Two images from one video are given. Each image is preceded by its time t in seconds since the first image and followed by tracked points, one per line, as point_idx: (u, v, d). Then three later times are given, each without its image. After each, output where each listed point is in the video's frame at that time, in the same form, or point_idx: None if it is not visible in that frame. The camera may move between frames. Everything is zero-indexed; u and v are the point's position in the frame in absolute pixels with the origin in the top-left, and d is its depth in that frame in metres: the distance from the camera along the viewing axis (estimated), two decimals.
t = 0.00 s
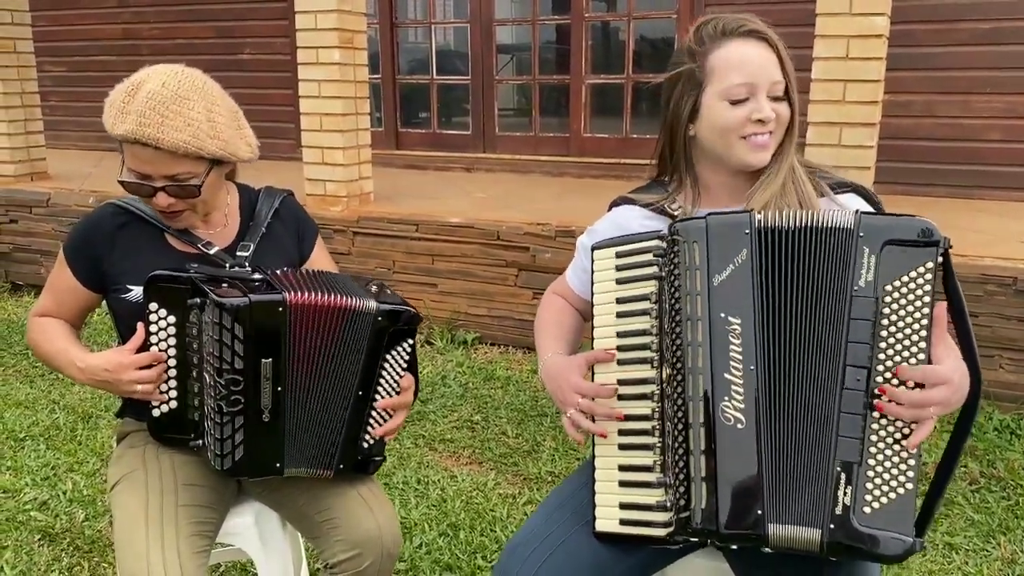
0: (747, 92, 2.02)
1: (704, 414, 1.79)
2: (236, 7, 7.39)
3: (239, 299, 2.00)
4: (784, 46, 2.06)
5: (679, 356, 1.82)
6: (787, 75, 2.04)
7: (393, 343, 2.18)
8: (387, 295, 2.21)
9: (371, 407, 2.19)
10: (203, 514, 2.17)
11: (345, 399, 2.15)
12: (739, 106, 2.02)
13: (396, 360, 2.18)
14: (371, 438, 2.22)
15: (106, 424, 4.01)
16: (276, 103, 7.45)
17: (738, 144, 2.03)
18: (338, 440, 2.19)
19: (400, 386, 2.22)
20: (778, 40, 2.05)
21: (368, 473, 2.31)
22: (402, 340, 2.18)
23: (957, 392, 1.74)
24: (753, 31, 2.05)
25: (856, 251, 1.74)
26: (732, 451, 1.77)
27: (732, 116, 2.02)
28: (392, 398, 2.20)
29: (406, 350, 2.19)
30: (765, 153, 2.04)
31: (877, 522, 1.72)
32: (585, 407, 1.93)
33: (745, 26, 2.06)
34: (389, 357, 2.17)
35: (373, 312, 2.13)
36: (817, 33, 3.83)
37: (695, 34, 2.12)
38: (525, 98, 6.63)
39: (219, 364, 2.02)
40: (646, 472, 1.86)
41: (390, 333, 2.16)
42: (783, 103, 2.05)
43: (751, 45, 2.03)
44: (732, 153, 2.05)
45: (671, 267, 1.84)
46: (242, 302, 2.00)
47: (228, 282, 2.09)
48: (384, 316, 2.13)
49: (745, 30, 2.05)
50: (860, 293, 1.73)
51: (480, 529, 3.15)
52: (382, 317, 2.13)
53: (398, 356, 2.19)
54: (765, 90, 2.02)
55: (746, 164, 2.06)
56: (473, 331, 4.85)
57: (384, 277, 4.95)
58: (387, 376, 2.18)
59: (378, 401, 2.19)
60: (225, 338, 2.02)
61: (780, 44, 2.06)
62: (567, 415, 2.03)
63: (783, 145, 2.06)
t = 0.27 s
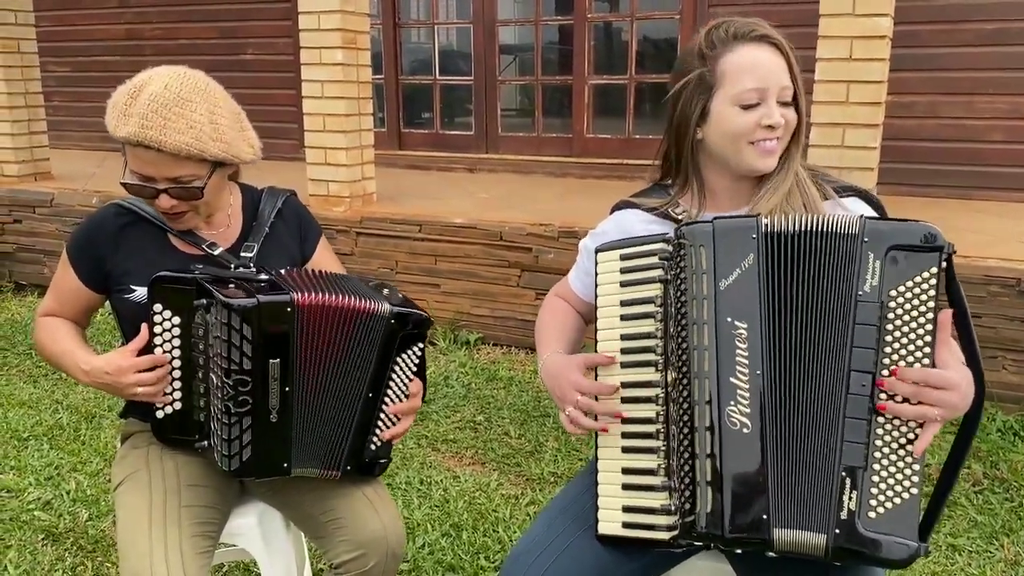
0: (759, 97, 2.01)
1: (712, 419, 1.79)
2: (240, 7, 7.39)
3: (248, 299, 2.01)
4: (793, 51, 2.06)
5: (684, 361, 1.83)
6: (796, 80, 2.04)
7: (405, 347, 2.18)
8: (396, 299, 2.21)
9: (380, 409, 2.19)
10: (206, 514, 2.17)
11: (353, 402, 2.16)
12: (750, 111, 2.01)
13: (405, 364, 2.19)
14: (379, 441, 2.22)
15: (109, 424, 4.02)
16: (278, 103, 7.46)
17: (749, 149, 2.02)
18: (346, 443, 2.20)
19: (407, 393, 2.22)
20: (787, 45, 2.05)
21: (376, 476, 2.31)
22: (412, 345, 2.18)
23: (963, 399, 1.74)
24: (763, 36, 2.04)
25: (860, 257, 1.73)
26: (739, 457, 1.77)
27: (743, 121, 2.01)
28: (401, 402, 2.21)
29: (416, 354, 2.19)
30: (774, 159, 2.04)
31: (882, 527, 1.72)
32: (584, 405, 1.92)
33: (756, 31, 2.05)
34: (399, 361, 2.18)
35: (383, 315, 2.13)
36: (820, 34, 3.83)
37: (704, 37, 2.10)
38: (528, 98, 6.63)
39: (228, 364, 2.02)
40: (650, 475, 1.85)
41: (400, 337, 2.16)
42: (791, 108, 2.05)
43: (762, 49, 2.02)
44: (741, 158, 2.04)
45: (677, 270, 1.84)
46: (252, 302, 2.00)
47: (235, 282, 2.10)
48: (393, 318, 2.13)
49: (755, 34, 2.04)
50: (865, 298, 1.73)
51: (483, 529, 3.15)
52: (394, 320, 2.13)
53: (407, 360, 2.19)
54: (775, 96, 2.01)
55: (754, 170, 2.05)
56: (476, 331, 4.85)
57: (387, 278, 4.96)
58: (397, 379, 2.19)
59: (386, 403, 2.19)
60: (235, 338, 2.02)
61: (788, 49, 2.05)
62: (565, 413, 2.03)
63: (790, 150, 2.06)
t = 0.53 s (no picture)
0: (767, 101, 2.01)
1: (715, 418, 1.78)
2: (244, 7, 7.40)
3: (253, 296, 2.01)
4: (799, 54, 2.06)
5: (686, 360, 1.82)
6: (802, 83, 2.05)
7: (412, 347, 2.18)
8: (406, 300, 2.22)
9: (388, 409, 2.19)
10: (211, 513, 2.18)
11: (361, 401, 2.16)
12: (758, 115, 2.01)
13: (413, 365, 2.19)
14: (385, 441, 2.22)
15: (113, 423, 4.03)
16: (282, 103, 7.47)
17: (756, 154, 2.03)
18: (352, 443, 2.20)
19: (413, 401, 2.22)
20: (794, 47, 2.05)
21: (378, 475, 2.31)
22: (421, 345, 2.19)
23: (975, 405, 1.74)
24: (770, 39, 2.03)
25: (877, 257, 1.73)
26: (742, 455, 1.77)
27: (751, 126, 2.01)
28: (408, 403, 2.21)
29: (423, 355, 2.20)
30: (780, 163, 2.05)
31: (888, 528, 1.72)
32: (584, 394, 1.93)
33: (764, 33, 2.04)
34: (407, 362, 2.18)
35: (392, 315, 2.13)
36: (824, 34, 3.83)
37: (712, 39, 2.08)
38: (531, 98, 6.64)
39: (233, 361, 2.02)
40: (653, 474, 1.86)
41: (408, 338, 2.16)
42: (797, 111, 2.05)
43: (770, 52, 2.02)
44: (748, 161, 2.05)
45: (679, 269, 1.84)
46: (257, 299, 2.00)
47: (241, 280, 2.10)
48: (403, 319, 2.13)
49: (762, 37, 2.03)
50: (881, 299, 1.73)
51: (487, 529, 3.15)
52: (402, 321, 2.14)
53: (415, 361, 2.19)
54: (783, 99, 2.02)
55: (759, 173, 2.06)
56: (479, 331, 4.86)
57: (391, 278, 4.97)
58: (404, 381, 2.19)
59: (393, 405, 2.19)
60: (240, 334, 2.02)
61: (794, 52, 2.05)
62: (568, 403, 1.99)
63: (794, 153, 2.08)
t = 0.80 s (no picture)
0: (777, 101, 2.01)
1: (718, 417, 1.78)
2: (248, 8, 7.42)
3: (260, 296, 2.01)
4: (809, 55, 2.07)
5: (689, 360, 1.82)
6: (811, 84, 2.05)
7: (417, 347, 2.19)
8: (411, 300, 2.22)
9: (392, 409, 2.19)
10: (217, 512, 2.19)
11: (365, 402, 2.16)
12: (768, 115, 2.01)
13: (418, 364, 2.20)
14: (390, 439, 2.23)
15: (117, 423, 4.04)
16: (285, 104, 7.48)
17: (765, 153, 2.03)
18: (356, 444, 2.21)
19: (419, 396, 2.23)
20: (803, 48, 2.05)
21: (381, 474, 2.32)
22: (426, 345, 2.20)
23: (982, 405, 1.74)
24: (780, 39, 2.04)
25: (886, 257, 1.74)
26: (744, 455, 1.77)
27: (761, 125, 2.01)
28: (413, 403, 2.22)
29: (428, 355, 2.21)
30: (788, 162, 2.05)
31: (892, 530, 1.72)
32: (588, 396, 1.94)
33: (773, 33, 2.04)
34: (412, 362, 2.19)
35: (398, 315, 2.14)
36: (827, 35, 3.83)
37: (721, 38, 2.09)
38: (534, 99, 6.64)
39: (240, 360, 2.03)
40: (655, 474, 1.86)
41: (411, 338, 2.17)
42: (805, 111, 2.06)
43: (780, 52, 2.02)
44: (757, 161, 2.05)
45: (681, 270, 1.85)
46: (263, 299, 2.01)
47: (247, 280, 2.10)
48: (408, 319, 2.14)
49: (773, 37, 2.04)
50: (888, 300, 1.73)
51: (490, 529, 3.16)
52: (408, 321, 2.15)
53: (420, 360, 2.20)
54: (793, 99, 2.02)
55: (768, 172, 2.06)
56: (482, 332, 4.86)
57: (394, 278, 4.97)
58: (408, 381, 2.19)
59: (399, 405, 2.19)
60: (246, 334, 2.02)
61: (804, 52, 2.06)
62: (567, 400, 2.05)
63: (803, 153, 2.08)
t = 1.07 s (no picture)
0: (782, 104, 2.00)
1: (721, 413, 1.78)
2: (251, 9, 7.43)
3: (261, 298, 2.02)
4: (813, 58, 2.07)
5: (693, 357, 1.83)
6: (815, 87, 2.05)
7: (423, 348, 2.20)
8: (415, 301, 2.23)
9: (396, 410, 2.20)
10: (221, 512, 2.20)
11: (368, 401, 2.16)
12: (773, 118, 2.01)
13: (423, 365, 2.21)
14: (395, 441, 2.23)
15: (122, 423, 4.05)
16: (289, 105, 7.49)
17: (769, 156, 2.03)
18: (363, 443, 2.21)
19: (424, 395, 2.23)
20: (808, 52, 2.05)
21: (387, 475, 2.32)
22: (430, 347, 2.21)
23: (978, 394, 1.74)
24: (785, 42, 2.03)
25: (882, 252, 1.74)
26: (747, 453, 1.76)
27: (765, 128, 2.01)
28: (417, 404, 2.22)
29: (433, 357, 2.22)
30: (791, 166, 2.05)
31: (895, 523, 1.71)
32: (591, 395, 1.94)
33: (778, 37, 2.04)
34: (417, 362, 2.20)
35: (400, 316, 2.13)
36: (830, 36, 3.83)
37: (726, 41, 2.09)
38: (537, 100, 6.64)
39: (241, 361, 2.04)
40: (660, 474, 1.86)
41: (416, 340, 2.17)
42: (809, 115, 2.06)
43: (785, 55, 2.02)
44: (761, 164, 2.05)
45: (683, 269, 1.86)
46: (264, 301, 2.01)
47: (250, 281, 2.11)
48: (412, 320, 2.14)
49: (778, 40, 2.03)
50: (886, 295, 1.73)
51: (493, 529, 3.16)
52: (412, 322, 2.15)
53: (425, 362, 2.21)
54: (798, 103, 2.02)
55: (771, 174, 2.06)
56: (485, 332, 4.86)
57: (397, 278, 4.98)
58: (413, 382, 2.20)
59: (404, 406, 2.20)
60: (248, 335, 2.03)
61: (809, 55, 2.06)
62: (570, 399, 2.04)
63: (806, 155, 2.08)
